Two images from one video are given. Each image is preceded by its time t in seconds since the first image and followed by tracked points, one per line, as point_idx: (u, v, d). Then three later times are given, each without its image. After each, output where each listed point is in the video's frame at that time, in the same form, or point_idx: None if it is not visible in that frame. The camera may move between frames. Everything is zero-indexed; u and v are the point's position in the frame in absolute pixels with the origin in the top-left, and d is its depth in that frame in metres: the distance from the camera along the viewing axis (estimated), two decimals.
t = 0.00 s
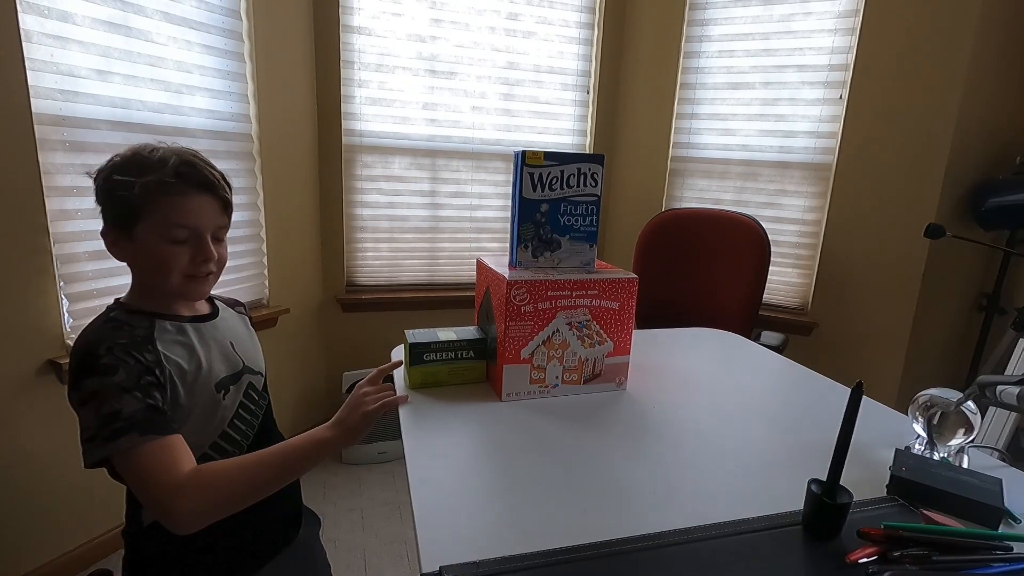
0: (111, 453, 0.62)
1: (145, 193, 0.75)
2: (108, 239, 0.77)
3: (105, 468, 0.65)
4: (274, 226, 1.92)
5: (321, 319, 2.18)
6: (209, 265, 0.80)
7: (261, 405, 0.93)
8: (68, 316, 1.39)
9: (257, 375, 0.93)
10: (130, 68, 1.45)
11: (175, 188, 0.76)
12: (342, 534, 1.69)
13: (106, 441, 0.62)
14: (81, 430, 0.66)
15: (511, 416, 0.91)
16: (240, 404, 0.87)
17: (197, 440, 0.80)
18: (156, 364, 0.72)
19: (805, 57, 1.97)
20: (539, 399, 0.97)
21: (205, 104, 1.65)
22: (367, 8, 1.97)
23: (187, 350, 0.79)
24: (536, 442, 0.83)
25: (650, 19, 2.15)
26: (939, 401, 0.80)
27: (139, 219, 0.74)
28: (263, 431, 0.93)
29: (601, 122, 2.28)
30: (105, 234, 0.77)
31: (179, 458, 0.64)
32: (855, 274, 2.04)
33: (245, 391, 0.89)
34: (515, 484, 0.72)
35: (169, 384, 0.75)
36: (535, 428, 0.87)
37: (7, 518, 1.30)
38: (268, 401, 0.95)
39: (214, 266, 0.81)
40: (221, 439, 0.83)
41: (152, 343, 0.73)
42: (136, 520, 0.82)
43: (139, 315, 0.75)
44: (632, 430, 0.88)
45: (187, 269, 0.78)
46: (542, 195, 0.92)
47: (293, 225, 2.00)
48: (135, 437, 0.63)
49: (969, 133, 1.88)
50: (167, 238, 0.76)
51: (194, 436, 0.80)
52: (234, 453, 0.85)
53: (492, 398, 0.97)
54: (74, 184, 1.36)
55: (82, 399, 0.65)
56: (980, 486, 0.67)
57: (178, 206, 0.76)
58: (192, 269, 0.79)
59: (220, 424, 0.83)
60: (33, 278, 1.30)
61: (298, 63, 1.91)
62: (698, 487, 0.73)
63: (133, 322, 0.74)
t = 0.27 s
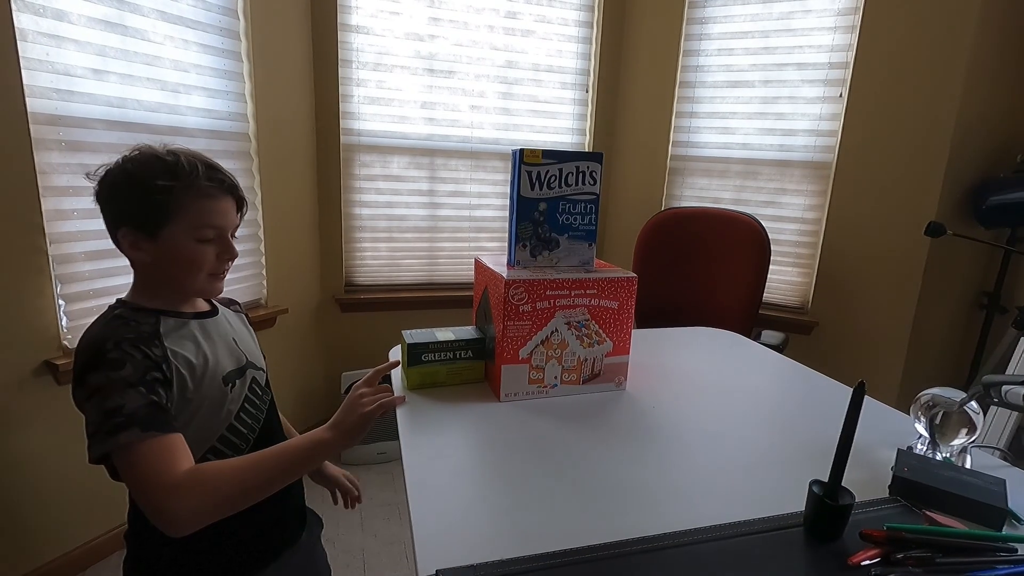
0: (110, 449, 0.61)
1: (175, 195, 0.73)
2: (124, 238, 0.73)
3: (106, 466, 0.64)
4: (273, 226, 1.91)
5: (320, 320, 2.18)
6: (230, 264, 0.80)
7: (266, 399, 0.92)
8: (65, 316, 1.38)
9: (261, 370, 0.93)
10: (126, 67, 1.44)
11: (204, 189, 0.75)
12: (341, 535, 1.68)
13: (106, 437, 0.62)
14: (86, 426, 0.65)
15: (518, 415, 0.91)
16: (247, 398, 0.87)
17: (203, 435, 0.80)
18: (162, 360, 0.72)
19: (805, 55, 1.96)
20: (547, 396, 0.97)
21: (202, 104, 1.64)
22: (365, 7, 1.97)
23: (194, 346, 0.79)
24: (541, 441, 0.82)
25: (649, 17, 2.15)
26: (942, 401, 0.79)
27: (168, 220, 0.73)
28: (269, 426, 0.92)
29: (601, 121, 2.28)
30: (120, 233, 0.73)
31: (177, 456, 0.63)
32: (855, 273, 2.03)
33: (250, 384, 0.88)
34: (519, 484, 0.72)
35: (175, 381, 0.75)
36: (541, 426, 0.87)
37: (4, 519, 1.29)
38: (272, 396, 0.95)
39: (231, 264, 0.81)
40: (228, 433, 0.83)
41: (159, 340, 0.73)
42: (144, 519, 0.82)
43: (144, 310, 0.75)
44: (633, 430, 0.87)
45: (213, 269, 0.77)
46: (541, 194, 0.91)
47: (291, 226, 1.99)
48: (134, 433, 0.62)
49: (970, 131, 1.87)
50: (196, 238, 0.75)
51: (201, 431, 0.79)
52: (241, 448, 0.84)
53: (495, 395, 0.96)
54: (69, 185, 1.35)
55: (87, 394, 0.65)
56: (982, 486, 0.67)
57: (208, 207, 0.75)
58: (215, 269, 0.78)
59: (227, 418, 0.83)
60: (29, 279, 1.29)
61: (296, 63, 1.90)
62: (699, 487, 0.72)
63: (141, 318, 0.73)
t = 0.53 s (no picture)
0: (101, 445, 0.61)
1: (135, 188, 0.74)
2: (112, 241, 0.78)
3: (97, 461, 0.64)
4: (271, 226, 1.91)
5: (318, 320, 2.17)
6: (205, 259, 0.78)
7: (264, 402, 0.91)
8: (62, 317, 1.38)
9: (260, 372, 0.92)
10: (123, 67, 1.44)
11: (164, 180, 0.75)
12: (340, 536, 1.68)
13: (98, 434, 0.61)
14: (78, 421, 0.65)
15: (519, 415, 0.90)
16: (245, 400, 0.86)
17: (197, 437, 0.79)
18: (158, 359, 0.71)
19: (804, 53, 1.96)
20: (550, 396, 0.97)
21: (199, 103, 1.64)
22: (363, 6, 1.96)
23: (192, 346, 0.79)
24: (542, 441, 0.82)
25: (648, 16, 2.14)
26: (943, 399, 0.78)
27: (133, 215, 0.74)
28: (266, 428, 0.91)
29: (599, 121, 2.27)
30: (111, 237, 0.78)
31: (170, 454, 0.63)
32: (855, 272, 2.02)
33: (249, 388, 0.88)
34: (518, 484, 0.71)
35: (172, 380, 0.74)
36: (544, 426, 0.86)
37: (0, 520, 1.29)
38: (269, 399, 0.94)
39: (210, 259, 0.79)
40: (223, 435, 0.82)
41: (156, 339, 0.73)
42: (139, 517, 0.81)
43: (144, 310, 0.75)
44: (631, 429, 0.87)
45: (182, 263, 0.76)
46: (538, 192, 0.91)
47: (289, 225, 1.98)
48: (126, 430, 0.61)
49: (970, 129, 1.87)
50: (160, 231, 0.75)
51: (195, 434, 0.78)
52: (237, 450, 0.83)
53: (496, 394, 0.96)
54: (65, 184, 1.35)
55: (81, 389, 0.65)
56: (984, 485, 0.66)
57: (168, 198, 0.75)
58: (189, 263, 0.77)
59: (223, 422, 0.82)
60: (24, 279, 1.28)
61: (294, 62, 1.90)
62: (698, 488, 0.72)
63: (138, 316, 0.73)
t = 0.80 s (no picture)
0: (104, 443, 0.61)
1: (139, 190, 0.75)
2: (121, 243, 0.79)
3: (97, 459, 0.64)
4: (270, 225, 1.91)
5: (317, 320, 2.17)
6: (208, 260, 0.78)
7: (265, 406, 0.91)
8: (60, 318, 1.38)
9: (264, 375, 0.92)
10: (120, 67, 1.44)
11: (166, 181, 0.75)
12: (339, 536, 1.68)
13: (101, 432, 0.61)
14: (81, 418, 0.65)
15: (520, 415, 0.90)
16: (248, 403, 0.86)
17: (201, 438, 0.79)
18: (164, 359, 0.72)
19: (802, 53, 1.96)
20: (554, 398, 0.97)
21: (197, 103, 1.64)
22: (361, 6, 1.96)
23: (197, 348, 0.79)
24: (544, 441, 0.82)
25: (646, 16, 2.14)
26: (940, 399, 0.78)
27: (138, 217, 0.75)
28: (267, 431, 0.91)
29: (598, 121, 2.27)
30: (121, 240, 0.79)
31: (170, 453, 0.63)
32: (853, 271, 2.03)
33: (252, 391, 0.88)
34: (519, 483, 0.71)
35: (176, 381, 0.74)
36: (548, 426, 0.87)
37: None
38: (271, 402, 0.94)
39: (213, 260, 0.79)
40: (224, 437, 0.82)
41: (162, 338, 0.73)
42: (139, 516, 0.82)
43: (151, 310, 0.75)
44: (631, 429, 0.87)
45: (184, 264, 0.76)
46: (537, 193, 0.91)
47: (287, 225, 1.98)
48: (128, 429, 0.61)
49: (968, 128, 1.87)
50: (162, 233, 0.75)
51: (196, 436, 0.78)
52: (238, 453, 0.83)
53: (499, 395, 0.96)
54: (63, 185, 1.35)
55: (87, 385, 0.65)
56: (981, 484, 0.66)
57: (170, 198, 0.75)
58: (191, 264, 0.77)
59: (224, 424, 0.82)
60: (23, 280, 1.28)
61: (293, 62, 1.90)
62: (696, 488, 0.72)
63: (145, 316, 0.73)
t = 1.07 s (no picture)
0: (103, 446, 0.61)
1: (141, 190, 0.75)
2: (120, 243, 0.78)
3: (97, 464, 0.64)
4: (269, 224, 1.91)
5: (315, 321, 2.17)
6: (210, 260, 0.78)
7: (265, 408, 0.91)
8: (58, 320, 1.38)
9: (263, 378, 0.92)
10: (118, 69, 1.44)
11: (168, 182, 0.75)
12: (338, 536, 1.68)
13: (101, 435, 0.61)
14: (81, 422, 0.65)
15: (519, 415, 0.90)
16: (247, 407, 0.86)
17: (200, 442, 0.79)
18: (163, 363, 0.72)
19: (800, 53, 1.97)
20: (554, 399, 0.97)
21: (194, 104, 1.64)
22: (360, 7, 1.96)
23: (197, 352, 0.79)
24: (543, 442, 0.82)
25: (644, 17, 2.15)
26: (936, 399, 0.79)
27: (139, 216, 0.75)
28: (267, 433, 0.91)
29: (596, 121, 2.28)
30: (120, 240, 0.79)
31: (170, 455, 0.63)
32: (850, 270, 2.03)
33: (252, 393, 0.88)
34: (518, 483, 0.72)
35: (176, 385, 0.75)
36: (547, 427, 0.87)
37: None
38: (271, 404, 0.94)
39: (215, 260, 0.79)
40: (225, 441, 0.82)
41: (161, 343, 0.73)
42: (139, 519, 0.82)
43: (150, 312, 0.75)
44: (628, 428, 0.87)
45: (186, 264, 0.76)
46: (534, 194, 0.91)
47: (286, 226, 1.98)
48: (128, 432, 0.62)
49: (965, 128, 1.87)
50: (164, 233, 0.75)
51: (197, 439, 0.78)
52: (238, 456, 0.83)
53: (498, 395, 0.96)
54: (62, 186, 1.35)
55: (87, 389, 0.65)
56: (976, 483, 0.67)
57: (173, 198, 0.75)
58: (192, 265, 0.77)
59: (224, 428, 0.82)
60: (19, 282, 1.28)
61: (291, 63, 1.90)
62: (694, 487, 0.72)
63: (143, 320, 0.73)
